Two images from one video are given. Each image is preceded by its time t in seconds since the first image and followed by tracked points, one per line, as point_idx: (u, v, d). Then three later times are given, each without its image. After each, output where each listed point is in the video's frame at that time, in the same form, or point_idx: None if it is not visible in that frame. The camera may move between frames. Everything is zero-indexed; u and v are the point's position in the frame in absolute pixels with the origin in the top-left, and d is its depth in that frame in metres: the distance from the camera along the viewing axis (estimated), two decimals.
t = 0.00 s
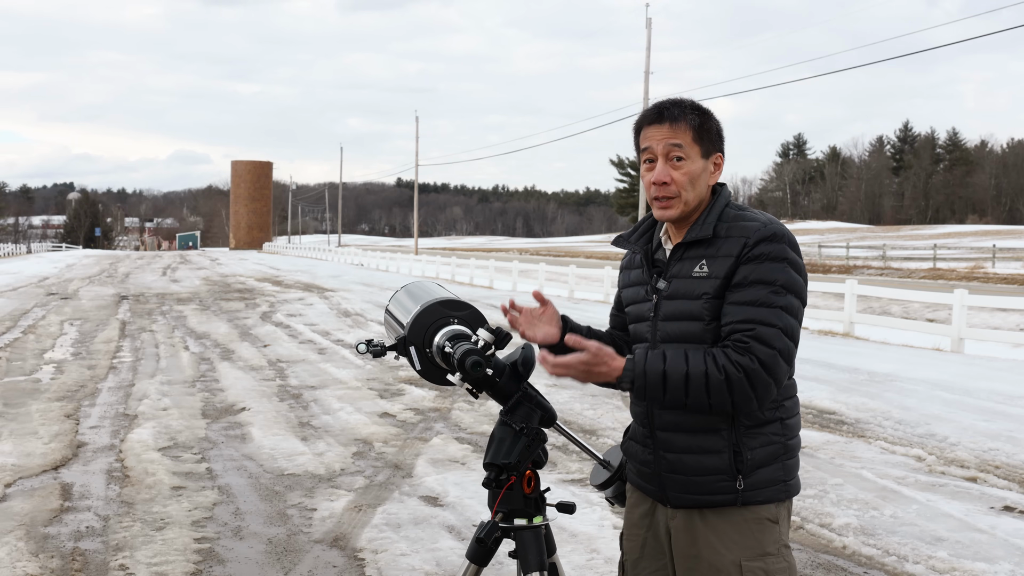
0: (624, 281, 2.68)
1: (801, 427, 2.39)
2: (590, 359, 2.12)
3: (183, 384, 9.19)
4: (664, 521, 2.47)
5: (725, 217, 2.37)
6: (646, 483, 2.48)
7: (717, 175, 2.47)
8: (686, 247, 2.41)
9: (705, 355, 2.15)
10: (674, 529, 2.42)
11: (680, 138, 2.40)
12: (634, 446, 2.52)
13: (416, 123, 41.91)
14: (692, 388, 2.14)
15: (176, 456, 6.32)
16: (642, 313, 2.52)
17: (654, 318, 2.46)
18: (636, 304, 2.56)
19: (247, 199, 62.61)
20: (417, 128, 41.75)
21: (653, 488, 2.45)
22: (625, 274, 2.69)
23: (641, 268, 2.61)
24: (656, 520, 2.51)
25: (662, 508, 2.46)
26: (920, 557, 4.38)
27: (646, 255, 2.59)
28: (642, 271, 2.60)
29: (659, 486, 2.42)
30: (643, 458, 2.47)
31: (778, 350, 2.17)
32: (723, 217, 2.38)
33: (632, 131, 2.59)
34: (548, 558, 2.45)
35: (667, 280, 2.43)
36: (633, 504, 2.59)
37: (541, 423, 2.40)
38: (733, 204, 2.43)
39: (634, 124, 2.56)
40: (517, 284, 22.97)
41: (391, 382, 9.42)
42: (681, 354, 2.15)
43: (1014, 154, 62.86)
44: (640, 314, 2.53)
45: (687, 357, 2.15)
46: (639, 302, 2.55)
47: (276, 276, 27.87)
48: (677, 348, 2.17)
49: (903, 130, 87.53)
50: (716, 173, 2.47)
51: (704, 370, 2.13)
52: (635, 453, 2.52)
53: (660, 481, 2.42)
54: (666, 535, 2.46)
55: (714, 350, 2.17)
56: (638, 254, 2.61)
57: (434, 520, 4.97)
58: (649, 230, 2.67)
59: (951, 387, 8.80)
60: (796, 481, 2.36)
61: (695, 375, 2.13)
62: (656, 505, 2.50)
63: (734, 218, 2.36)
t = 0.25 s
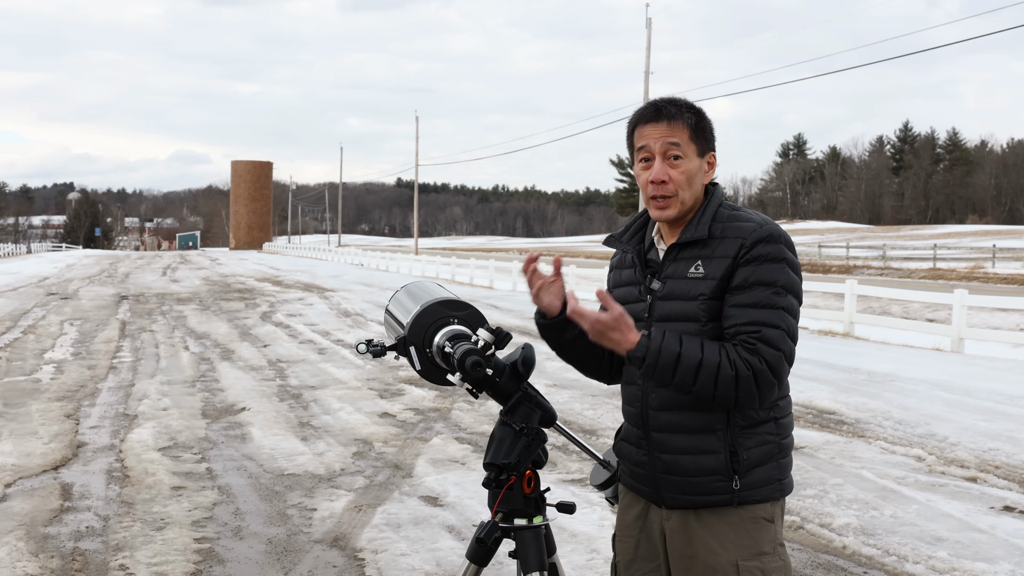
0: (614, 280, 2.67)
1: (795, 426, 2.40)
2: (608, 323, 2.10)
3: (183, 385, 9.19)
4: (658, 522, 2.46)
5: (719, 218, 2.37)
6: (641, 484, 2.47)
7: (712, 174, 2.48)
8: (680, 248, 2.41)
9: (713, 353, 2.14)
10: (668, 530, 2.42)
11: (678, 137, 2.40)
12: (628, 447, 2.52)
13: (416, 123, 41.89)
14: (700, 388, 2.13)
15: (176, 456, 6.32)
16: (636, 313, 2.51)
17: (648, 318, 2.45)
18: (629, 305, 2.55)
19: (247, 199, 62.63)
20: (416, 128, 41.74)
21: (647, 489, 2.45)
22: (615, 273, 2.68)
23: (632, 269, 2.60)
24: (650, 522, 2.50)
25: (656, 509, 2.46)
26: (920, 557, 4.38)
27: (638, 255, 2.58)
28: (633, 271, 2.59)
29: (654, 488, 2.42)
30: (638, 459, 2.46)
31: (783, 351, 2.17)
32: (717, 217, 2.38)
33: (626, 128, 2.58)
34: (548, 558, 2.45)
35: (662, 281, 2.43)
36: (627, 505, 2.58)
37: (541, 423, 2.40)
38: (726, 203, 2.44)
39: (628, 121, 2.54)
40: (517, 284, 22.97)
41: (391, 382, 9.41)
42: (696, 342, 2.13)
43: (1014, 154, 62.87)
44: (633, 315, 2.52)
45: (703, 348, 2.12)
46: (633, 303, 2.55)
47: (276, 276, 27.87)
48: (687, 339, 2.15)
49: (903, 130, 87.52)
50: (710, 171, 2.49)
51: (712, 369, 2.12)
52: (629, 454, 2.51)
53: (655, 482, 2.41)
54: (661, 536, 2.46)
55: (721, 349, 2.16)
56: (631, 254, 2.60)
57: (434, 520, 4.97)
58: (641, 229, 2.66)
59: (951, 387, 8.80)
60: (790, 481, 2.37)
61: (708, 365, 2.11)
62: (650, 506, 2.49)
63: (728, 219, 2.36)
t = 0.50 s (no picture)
0: (608, 281, 2.66)
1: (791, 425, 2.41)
2: (604, 363, 2.06)
3: (183, 385, 9.19)
4: (656, 523, 2.46)
5: (715, 219, 2.38)
6: (639, 486, 2.47)
7: (706, 175, 2.49)
8: (676, 250, 2.40)
9: (718, 361, 2.15)
10: (667, 530, 2.41)
11: (673, 137, 2.40)
12: (625, 449, 2.51)
13: (416, 123, 41.87)
14: (705, 393, 2.14)
15: (176, 456, 6.32)
16: (630, 316, 2.51)
17: (644, 320, 2.45)
18: (623, 306, 2.55)
19: (247, 199, 62.65)
20: (416, 128, 41.73)
21: (645, 490, 2.44)
22: (608, 275, 2.67)
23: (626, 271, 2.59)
24: (647, 523, 2.49)
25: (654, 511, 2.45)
26: (920, 557, 4.38)
27: (632, 258, 2.57)
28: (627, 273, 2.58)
29: (652, 488, 2.41)
30: (636, 461, 2.46)
31: (783, 353, 2.19)
32: (712, 219, 2.38)
33: (620, 129, 2.58)
34: (548, 558, 2.45)
35: (658, 283, 2.42)
36: (623, 506, 2.58)
37: (541, 423, 2.40)
38: (721, 205, 2.44)
39: (623, 121, 2.54)
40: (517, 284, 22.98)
41: (391, 382, 9.41)
42: (693, 362, 2.15)
43: (1014, 154, 62.85)
44: (628, 317, 2.51)
45: (700, 364, 2.14)
46: (626, 305, 2.54)
47: (277, 276, 27.88)
48: (688, 356, 2.16)
49: (903, 130, 87.54)
50: (703, 174, 2.50)
51: (717, 375, 2.12)
52: (626, 456, 2.50)
53: (653, 483, 2.41)
54: (659, 537, 2.45)
55: (725, 355, 2.17)
56: (625, 256, 2.59)
57: (434, 520, 4.97)
58: (634, 231, 2.65)
59: (951, 387, 8.81)
60: (788, 478, 2.38)
61: (709, 381, 2.13)
62: (648, 507, 2.49)
63: (724, 220, 2.36)
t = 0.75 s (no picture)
0: (606, 280, 2.65)
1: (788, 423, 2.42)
2: (613, 362, 2.03)
3: (183, 384, 9.19)
4: (653, 522, 2.46)
5: (715, 218, 2.38)
6: (637, 484, 2.46)
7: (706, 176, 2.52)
8: (677, 249, 2.39)
9: (726, 358, 2.15)
10: (664, 529, 2.41)
11: (681, 136, 2.42)
12: (622, 448, 2.51)
13: (416, 122, 41.82)
14: (713, 390, 2.13)
15: (176, 456, 6.32)
16: (630, 314, 2.50)
17: (645, 318, 2.44)
18: (622, 305, 2.54)
19: (247, 199, 62.65)
20: (416, 128, 41.70)
21: (643, 489, 2.44)
22: (607, 273, 2.66)
23: (625, 269, 2.58)
24: (646, 521, 2.49)
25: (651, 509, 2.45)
26: (920, 557, 4.38)
27: (632, 256, 2.56)
28: (626, 270, 2.57)
29: (650, 487, 2.41)
30: (633, 460, 2.45)
31: (789, 352, 2.19)
32: (713, 218, 2.38)
33: (624, 127, 2.58)
34: (548, 558, 2.45)
35: (659, 281, 2.41)
36: (620, 506, 2.57)
37: (541, 423, 2.40)
38: (721, 204, 2.45)
39: (627, 120, 2.54)
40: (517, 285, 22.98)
41: (391, 382, 9.41)
42: (701, 359, 2.14)
43: (1014, 154, 62.85)
44: (628, 315, 2.51)
45: (708, 362, 2.14)
46: (626, 303, 2.53)
47: (276, 276, 27.88)
48: (696, 354, 2.15)
49: (903, 130, 87.54)
50: (705, 175, 2.52)
51: (726, 372, 2.12)
52: (623, 455, 2.50)
53: (651, 482, 2.41)
54: (657, 536, 2.45)
55: (732, 353, 2.17)
56: (625, 254, 2.58)
57: (434, 520, 4.97)
58: (633, 229, 2.65)
59: (951, 387, 8.81)
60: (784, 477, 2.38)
61: (718, 378, 2.12)
62: (645, 505, 2.48)
63: (724, 220, 2.37)
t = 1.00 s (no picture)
0: (606, 280, 2.63)
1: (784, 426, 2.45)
2: (639, 366, 2.03)
3: (183, 385, 9.19)
4: (651, 521, 2.45)
5: (722, 219, 2.39)
6: (634, 483, 2.46)
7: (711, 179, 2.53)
8: (685, 249, 2.40)
9: (747, 358, 2.16)
10: (662, 529, 2.41)
11: (690, 140, 2.42)
12: (620, 447, 2.50)
13: (416, 122, 41.82)
14: (735, 388, 2.14)
15: (176, 456, 6.32)
16: (635, 312, 2.49)
17: (650, 317, 2.43)
18: (626, 304, 2.53)
19: (247, 199, 62.67)
20: (416, 128, 41.72)
21: (641, 488, 2.44)
22: (608, 272, 2.64)
23: (628, 268, 2.56)
24: (644, 521, 2.48)
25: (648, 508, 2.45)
26: (920, 557, 4.38)
27: (636, 255, 2.54)
28: (629, 269, 2.55)
29: (649, 486, 2.40)
30: (633, 459, 2.45)
31: (804, 352, 2.22)
32: (720, 219, 2.39)
33: (631, 129, 2.58)
34: (548, 558, 2.45)
35: (665, 280, 2.41)
36: (617, 505, 2.56)
37: (541, 423, 2.40)
38: (726, 207, 2.47)
39: (635, 121, 2.54)
40: (517, 285, 22.97)
41: (391, 382, 9.41)
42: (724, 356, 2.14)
43: (1014, 154, 62.85)
44: (632, 314, 2.50)
45: (731, 362, 2.14)
46: (630, 302, 2.52)
47: (276, 276, 27.89)
48: (718, 354, 2.16)
49: (903, 130, 87.55)
50: (710, 179, 2.53)
51: (747, 371, 2.13)
52: (621, 454, 2.50)
53: (651, 481, 2.40)
54: (654, 536, 2.45)
55: (751, 353, 2.18)
56: (628, 254, 2.56)
57: (434, 520, 4.97)
58: (635, 230, 2.64)
59: (951, 387, 8.80)
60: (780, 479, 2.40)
61: (742, 377, 2.13)
62: (643, 505, 2.48)
63: (731, 221, 2.38)
